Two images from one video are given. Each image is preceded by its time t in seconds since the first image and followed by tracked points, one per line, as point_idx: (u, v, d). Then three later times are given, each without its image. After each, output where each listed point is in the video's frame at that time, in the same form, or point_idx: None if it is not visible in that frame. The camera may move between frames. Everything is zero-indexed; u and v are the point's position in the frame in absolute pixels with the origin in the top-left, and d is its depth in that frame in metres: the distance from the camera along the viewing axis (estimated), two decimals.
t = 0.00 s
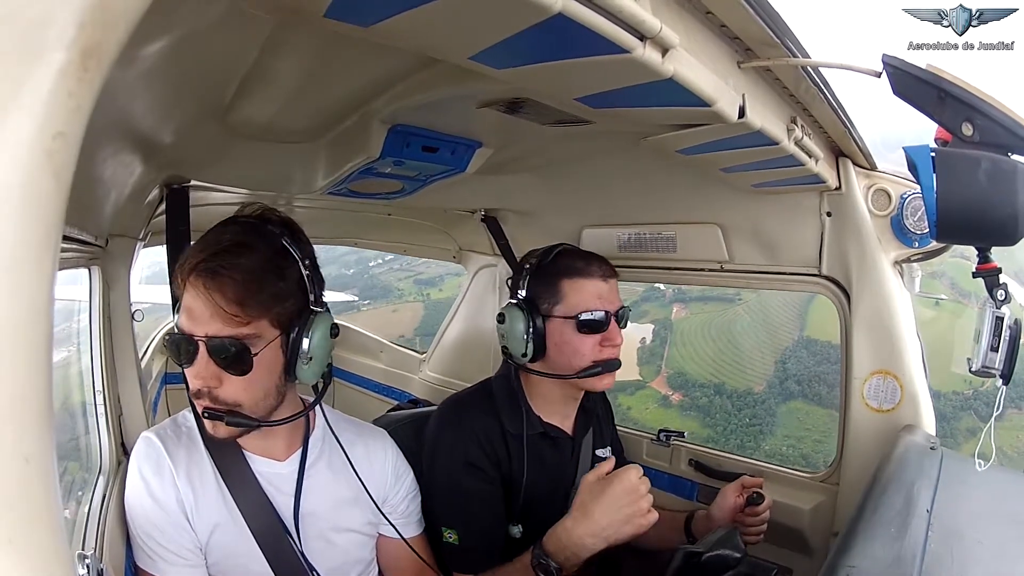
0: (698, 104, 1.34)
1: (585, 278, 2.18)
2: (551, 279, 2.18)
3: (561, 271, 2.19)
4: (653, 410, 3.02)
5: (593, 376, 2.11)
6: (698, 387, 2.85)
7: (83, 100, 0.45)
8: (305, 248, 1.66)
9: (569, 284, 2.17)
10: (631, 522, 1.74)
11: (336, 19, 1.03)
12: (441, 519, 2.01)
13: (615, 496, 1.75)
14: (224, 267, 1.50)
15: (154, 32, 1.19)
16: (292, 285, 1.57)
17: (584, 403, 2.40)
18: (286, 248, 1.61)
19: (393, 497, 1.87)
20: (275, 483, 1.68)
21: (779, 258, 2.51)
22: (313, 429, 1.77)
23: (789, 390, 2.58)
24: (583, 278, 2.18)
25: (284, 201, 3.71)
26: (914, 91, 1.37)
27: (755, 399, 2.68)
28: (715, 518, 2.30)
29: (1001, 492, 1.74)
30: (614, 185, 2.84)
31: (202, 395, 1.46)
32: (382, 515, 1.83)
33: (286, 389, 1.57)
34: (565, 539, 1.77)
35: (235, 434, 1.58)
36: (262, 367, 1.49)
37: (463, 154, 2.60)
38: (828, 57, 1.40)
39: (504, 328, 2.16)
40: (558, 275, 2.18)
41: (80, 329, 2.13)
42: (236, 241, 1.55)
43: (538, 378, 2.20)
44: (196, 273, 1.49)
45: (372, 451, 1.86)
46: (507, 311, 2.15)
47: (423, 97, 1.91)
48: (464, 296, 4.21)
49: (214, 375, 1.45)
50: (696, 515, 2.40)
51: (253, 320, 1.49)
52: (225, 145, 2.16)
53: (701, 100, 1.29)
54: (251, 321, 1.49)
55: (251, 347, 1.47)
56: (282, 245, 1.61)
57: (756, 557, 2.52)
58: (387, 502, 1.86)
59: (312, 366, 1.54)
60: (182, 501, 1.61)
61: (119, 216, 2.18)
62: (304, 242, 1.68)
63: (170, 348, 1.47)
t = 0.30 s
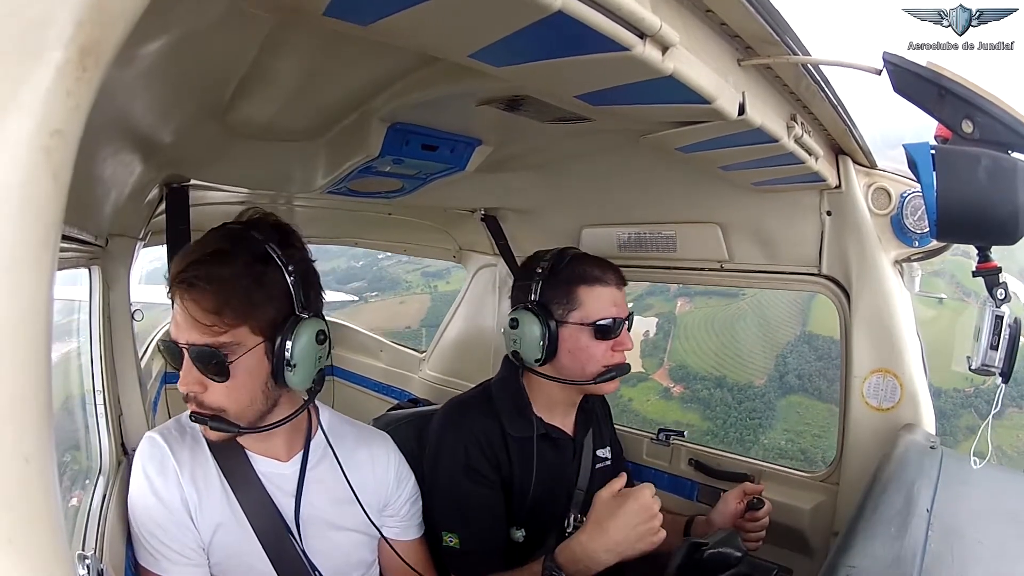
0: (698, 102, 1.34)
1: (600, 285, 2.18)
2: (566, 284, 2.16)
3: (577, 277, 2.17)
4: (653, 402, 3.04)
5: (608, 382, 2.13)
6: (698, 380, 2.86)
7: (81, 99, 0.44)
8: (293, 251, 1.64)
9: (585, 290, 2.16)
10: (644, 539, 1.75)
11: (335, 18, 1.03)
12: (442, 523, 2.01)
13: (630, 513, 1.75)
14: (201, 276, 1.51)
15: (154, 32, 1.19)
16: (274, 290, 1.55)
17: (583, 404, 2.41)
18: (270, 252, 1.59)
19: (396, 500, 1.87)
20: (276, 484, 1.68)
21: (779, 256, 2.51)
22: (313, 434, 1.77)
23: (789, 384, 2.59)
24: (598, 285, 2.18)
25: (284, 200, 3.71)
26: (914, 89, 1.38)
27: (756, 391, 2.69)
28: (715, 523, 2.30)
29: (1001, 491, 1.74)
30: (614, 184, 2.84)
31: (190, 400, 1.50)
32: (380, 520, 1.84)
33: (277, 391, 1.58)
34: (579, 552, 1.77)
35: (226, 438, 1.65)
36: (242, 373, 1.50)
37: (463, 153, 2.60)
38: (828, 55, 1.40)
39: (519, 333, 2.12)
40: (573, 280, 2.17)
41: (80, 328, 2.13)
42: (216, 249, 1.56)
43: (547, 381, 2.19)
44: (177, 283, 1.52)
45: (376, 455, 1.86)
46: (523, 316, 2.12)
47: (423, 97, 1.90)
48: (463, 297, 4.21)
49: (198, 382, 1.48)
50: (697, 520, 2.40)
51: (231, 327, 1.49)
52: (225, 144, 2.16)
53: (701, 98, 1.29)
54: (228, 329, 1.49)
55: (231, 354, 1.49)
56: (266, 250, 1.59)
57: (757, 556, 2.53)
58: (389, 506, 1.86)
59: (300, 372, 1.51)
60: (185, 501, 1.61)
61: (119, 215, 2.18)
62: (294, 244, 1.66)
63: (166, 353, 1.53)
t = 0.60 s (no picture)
0: (698, 104, 1.34)
1: (612, 283, 2.17)
2: (583, 284, 2.12)
3: (591, 276, 2.15)
4: (660, 399, 3.00)
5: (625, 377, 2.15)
6: (704, 376, 2.85)
7: (82, 99, 0.44)
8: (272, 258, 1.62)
9: (601, 289, 2.14)
10: (648, 529, 1.76)
11: (335, 19, 1.03)
12: (442, 523, 2.02)
13: (633, 504, 1.76)
14: (178, 291, 1.51)
15: (154, 32, 1.20)
16: (252, 301, 1.54)
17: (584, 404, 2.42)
18: (249, 261, 1.58)
19: (395, 500, 1.87)
20: (273, 484, 1.68)
21: (779, 258, 2.51)
22: (308, 437, 1.76)
23: (794, 381, 2.58)
24: (611, 283, 2.16)
25: (284, 201, 3.71)
26: (914, 90, 1.38)
27: (761, 387, 2.68)
28: (715, 522, 2.30)
29: (1002, 492, 1.74)
30: (614, 185, 2.84)
31: (178, 412, 1.53)
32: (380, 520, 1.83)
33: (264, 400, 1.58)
34: (583, 545, 1.76)
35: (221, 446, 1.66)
36: (226, 386, 1.51)
37: (463, 154, 2.60)
38: (828, 56, 1.40)
39: (540, 333, 2.06)
40: (588, 279, 2.14)
41: (80, 329, 2.13)
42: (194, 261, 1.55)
43: (560, 379, 2.17)
44: (157, 296, 1.52)
45: (374, 455, 1.85)
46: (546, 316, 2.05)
47: (423, 97, 1.90)
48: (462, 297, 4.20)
49: (183, 396, 1.50)
50: (696, 518, 2.40)
51: (210, 342, 1.49)
52: (226, 145, 2.16)
53: (701, 99, 1.29)
54: (207, 344, 1.49)
55: (212, 369, 1.49)
56: (245, 258, 1.58)
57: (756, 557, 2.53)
58: (388, 507, 1.86)
59: (286, 383, 1.48)
60: (181, 502, 1.61)
61: (120, 216, 2.18)
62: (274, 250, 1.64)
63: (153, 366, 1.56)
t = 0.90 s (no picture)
0: (698, 104, 1.34)
1: (609, 281, 2.16)
2: (577, 283, 2.12)
3: (587, 275, 2.14)
4: (667, 399, 2.99)
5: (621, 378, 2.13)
6: (710, 376, 2.83)
7: (82, 100, 0.45)
8: (270, 249, 1.63)
9: (596, 288, 2.13)
10: (638, 516, 1.75)
11: (335, 18, 1.03)
12: (442, 524, 2.02)
13: (621, 493, 1.75)
14: (174, 272, 1.52)
15: (154, 32, 1.20)
16: (247, 287, 1.55)
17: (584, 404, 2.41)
18: (245, 248, 1.59)
19: (393, 498, 1.87)
20: (270, 483, 1.68)
21: (780, 258, 2.51)
22: (306, 438, 1.76)
23: (800, 382, 2.56)
24: (607, 282, 2.16)
25: (284, 201, 3.71)
26: (914, 90, 1.38)
27: (766, 388, 2.68)
28: (715, 514, 2.30)
29: (1002, 493, 1.74)
30: (614, 185, 2.84)
31: (171, 397, 1.52)
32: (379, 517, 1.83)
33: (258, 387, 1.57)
34: (576, 539, 1.77)
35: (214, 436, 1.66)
36: (220, 369, 1.50)
37: (463, 154, 2.61)
38: (829, 57, 1.40)
39: (530, 330, 2.09)
40: (583, 278, 2.14)
41: (80, 329, 2.13)
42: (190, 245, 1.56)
43: (558, 380, 2.17)
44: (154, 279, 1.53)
45: (371, 453, 1.85)
46: (536, 315, 2.09)
47: (423, 97, 1.90)
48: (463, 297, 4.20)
49: (177, 378, 1.50)
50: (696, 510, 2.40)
51: (204, 322, 1.49)
52: (225, 145, 2.16)
53: (701, 99, 1.29)
54: (201, 324, 1.49)
55: (206, 350, 1.49)
56: (242, 246, 1.59)
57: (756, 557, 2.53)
58: (387, 504, 1.86)
59: (278, 368, 1.51)
60: (179, 501, 1.61)
61: (120, 215, 2.18)
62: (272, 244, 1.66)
63: (150, 351, 1.56)
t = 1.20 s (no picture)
0: (698, 104, 1.34)
1: (609, 282, 2.16)
2: (580, 285, 2.12)
3: (588, 277, 2.14)
4: (673, 402, 2.97)
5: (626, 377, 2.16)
6: (715, 380, 2.82)
7: (83, 100, 0.44)
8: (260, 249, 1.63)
9: (600, 288, 2.14)
10: (634, 514, 1.72)
11: (335, 19, 1.03)
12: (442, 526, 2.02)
13: (614, 492, 1.73)
14: (168, 281, 1.52)
15: (155, 33, 1.20)
16: (239, 290, 1.54)
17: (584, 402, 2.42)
18: (236, 251, 1.59)
19: (393, 499, 1.87)
20: (269, 484, 1.68)
21: (780, 258, 2.51)
22: (305, 436, 1.76)
23: (804, 388, 2.56)
24: (610, 282, 2.17)
25: (284, 201, 3.71)
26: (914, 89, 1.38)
27: (771, 394, 2.67)
28: (715, 516, 2.30)
29: (1002, 494, 1.74)
30: (614, 185, 2.84)
31: (172, 406, 1.52)
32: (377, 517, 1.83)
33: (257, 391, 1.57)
34: (573, 539, 1.75)
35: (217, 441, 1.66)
36: (218, 375, 1.51)
37: (463, 154, 2.60)
38: (829, 57, 1.40)
39: (539, 335, 2.05)
40: (587, 279, 2.13)
41: (80, 329, 2.13)
42: (182, 252, 1.56)
43: (562, 381, 2.17)
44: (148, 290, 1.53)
45: (371, 453, 1.86)
46: (544, 320, 2.05)
47: (423, 97, 1.90)
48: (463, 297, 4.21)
49: (176, 388, 1.50)
50: (697, 511, 2.39)
51: (200, 330, 1.49)
52: (225, 145, 2.16)
53: (701, 100, 1.28)
54: (197, 332, 1.49)
55: (203, 358, 1.49)
56: (232, 249, 1.59)
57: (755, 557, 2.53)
58: (386, 505, 1.86)
59: (277, 370, 1.49)
60: (179, 501, 1.61)
61: (120, 215, 2.18)
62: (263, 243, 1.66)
63: (148, 362, 1.56)
